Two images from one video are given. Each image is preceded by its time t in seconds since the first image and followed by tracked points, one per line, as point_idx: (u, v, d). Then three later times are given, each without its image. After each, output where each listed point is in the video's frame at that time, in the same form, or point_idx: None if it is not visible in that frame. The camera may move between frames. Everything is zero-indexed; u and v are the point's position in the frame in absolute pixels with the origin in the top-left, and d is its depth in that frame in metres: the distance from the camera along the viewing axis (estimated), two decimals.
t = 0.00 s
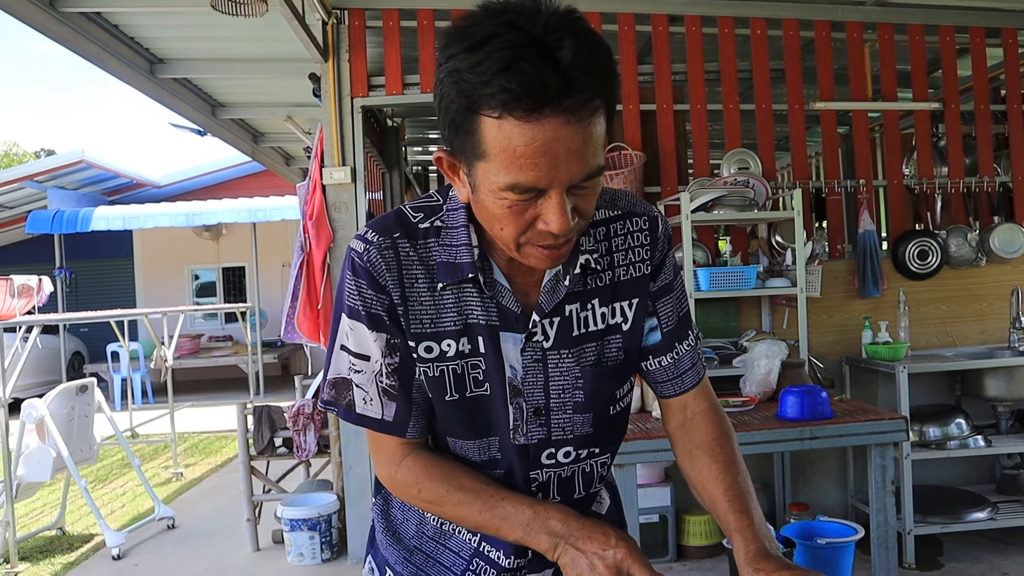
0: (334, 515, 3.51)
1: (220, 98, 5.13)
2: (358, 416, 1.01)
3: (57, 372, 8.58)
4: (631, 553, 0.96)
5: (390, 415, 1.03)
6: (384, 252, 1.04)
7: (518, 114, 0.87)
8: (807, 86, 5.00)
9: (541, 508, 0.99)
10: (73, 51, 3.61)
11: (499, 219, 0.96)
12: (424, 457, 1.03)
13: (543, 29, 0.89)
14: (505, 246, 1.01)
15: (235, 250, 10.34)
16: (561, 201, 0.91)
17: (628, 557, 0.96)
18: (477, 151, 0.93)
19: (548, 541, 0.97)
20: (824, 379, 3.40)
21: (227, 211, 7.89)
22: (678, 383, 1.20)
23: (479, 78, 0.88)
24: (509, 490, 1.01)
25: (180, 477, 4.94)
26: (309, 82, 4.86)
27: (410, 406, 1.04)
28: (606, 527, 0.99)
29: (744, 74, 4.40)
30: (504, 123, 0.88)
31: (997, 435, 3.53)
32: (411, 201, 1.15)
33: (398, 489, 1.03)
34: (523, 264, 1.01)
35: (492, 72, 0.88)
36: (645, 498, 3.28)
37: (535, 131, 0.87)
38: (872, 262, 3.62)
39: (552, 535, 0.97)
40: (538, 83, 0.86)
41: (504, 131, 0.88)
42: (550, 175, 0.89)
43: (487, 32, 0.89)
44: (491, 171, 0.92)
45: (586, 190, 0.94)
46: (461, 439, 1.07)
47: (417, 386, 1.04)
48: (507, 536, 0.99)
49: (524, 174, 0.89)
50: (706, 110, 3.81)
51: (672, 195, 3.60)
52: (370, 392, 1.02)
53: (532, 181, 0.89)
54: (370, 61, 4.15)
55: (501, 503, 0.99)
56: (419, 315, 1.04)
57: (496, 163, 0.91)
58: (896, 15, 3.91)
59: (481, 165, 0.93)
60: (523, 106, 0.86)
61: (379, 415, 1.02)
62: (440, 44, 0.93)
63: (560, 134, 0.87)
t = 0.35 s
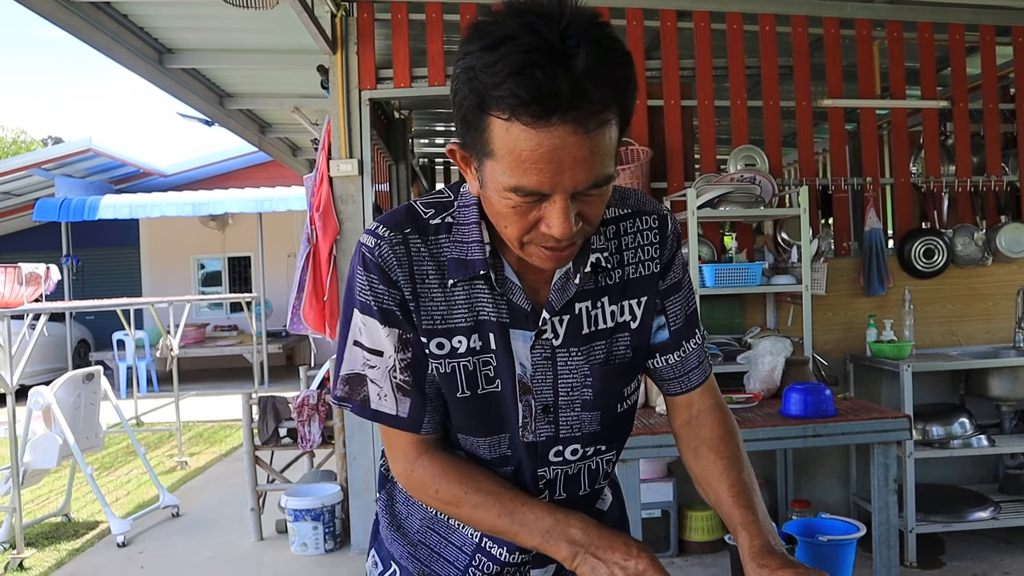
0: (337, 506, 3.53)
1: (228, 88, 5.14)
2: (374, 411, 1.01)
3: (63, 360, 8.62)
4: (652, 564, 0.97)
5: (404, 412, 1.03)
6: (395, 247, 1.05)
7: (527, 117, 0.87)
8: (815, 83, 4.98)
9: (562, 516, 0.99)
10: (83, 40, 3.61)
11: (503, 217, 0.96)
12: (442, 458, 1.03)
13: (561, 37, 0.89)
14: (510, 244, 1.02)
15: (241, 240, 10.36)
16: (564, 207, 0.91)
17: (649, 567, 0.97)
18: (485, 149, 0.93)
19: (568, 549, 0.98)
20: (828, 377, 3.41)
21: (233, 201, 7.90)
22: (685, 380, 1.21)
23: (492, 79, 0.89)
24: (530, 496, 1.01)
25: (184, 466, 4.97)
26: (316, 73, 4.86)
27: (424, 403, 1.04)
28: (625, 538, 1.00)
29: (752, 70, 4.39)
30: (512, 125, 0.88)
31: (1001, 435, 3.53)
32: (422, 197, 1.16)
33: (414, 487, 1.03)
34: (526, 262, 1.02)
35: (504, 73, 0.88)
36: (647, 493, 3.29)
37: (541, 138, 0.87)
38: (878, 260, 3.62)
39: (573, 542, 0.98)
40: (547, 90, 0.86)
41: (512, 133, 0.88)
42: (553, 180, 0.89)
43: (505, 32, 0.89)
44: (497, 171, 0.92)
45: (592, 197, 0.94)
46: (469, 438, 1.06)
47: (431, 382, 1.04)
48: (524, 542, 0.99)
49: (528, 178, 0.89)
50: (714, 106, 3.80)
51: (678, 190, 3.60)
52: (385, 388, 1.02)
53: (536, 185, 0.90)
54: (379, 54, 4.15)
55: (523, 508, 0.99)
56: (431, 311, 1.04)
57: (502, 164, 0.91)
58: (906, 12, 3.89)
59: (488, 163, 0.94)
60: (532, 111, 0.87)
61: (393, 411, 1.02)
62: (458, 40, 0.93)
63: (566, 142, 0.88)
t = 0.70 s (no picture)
0: (344, 502, 3.54)
1: (237, 85, 5.15)
2: (361, 394, 1.01)
3: (70, 355, 8.67)
4: (627, 552, 0.97)
5: (393, 394, 1.04)
6: (399, 231, 1.07)
7: (532, 104, 0.88)
8: (823, 82, 4.96)
9: (542, 501, 0.99)
10: (94, 37, 3.63)
11: (509, 206, 0.96)
12: (427, 438, 1.04)
13: (563, 25, 0.90)
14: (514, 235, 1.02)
15: (248, 236, 10.39)
16: (569, 193, 0.91)
17: (625, 557, 0.96)
18: (490, 139, 0.93)
19: (546, 533, 0.98)
20: (835, 377, 3.41)
21: (241, 198, 7.92)
22: (688, 380, 1.21)
23: (496, 67, 0.89)
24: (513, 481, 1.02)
25: (191, 461, 4.99)
26: (325, 71, 4.87)
27: (414, 385, 1.05)
28: (604, 527, 1.00)
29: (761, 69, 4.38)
30: (517, 113, 0.89)
31: (1008, 435, 3.52)
32: (430, 187, 1.17)
33: (401, 467, 1.05)
34: (530, 253, 1.02)
35: (508, 61, 0.89)
36: (653, 491, 3.30)
37: (546, 124, 0.88)
38: (886, 259, 3.61)
39: (550, 529, 0.98)
40: (550, 76, 0.87)
41: (517, 120, 0.89)
42: (559, 166, 0.89)
43: (508, 23, 0.90)
44: (502, 159, 0.93)
45: (596, 184, 0.94)
46: (466, 420, 1.09)
47: (421, 367, 1.05)
48: (506, 526, 0.99)
49: (533, 164, 0.90)
50: (722, 105, 3.80)
51: (686, 190, 3.60)
52: (375, 369, 1.02)
53: (541, 171, 0.90)
54: (387, 51, 4.15)
55: (504, 491, 1.00)
56: (429, 295, 1.06)
57: (507, 151, 0.91)
58: (915, 12, 3.88)
59: (494, 152, 0.94)
60: (537, 97, 0.87)
61: (382, 392, 1.03)
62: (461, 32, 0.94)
63: (570, 127, 0.88)
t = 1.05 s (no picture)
0: (348, 499, 3.55)
1: (242, 83, 5.16)
2: (349, 392, 1.03)
3: (77, 351, 8.71)
4: (581, 561, 0.95)
5: (379, 394, 1.05)
6: (406, 233, 1.06)
7: (556, 84, 0.88)
8: (829, 80, 4.95)
9: (501, 508, 0.99)
10: (101, 35, 3.64)
11: (531, 196, 0.96)
12: (405, 434, 1.06)
13: (581, 8, 0.93)
14: (532, 230, 1.01)
15: (253, 233, 10.41)
16: (593, 175, 0.91)
17: (579, 564, 0.95)
18: (512, 126, 0.93)
19: (504, 539, 0.98)
20: (840, 376, 3.40)
21: (247, 195, 7.94)
22: (689, 386, 1.22)
23: (518, 50, 0.90)
24: (479, 484, 1.02)
25: (196, 458, 5.01)
26: (330, 68, 4.87)
27: (401, 386, 1.05)
28: (557, 531, 0.98)
29: (767, 68, 4.37)
30: (541, 94, 0.89)
31: (1013, 436, 3.51)
32: (437, 186, 1.17)
33: (375, 457, 1.06)
34: (548, 247, 1.01)
35: (530, 45, 0.90)
36: (657, 489, 3.30)
37: (572, 102, 0.89)
38: (891, 259, 3.60)
39: (510, 532, 0.98)
40: (575, 53, 0.88)
41: (541, 101, 0.89)
42: (585, 146, 0.90)
43: (525, 10, 0.92)
44: (526, 145, 0.92)
45: (616, 168, 0.95)
46: (467, 414, 1.09)
47: (411, 369, 1.05)
48: (470, 524, 1.00)
49: (559, 145, 0.90)
50: (728, 103, 3.79)
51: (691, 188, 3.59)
52: (364, 369, 1.03)
53: (567, 152, 0.90)
54: (393, 49, 4.15)
55: (467, 493, 1.01)
56: (434, 296, 1.06)
57: (531, 135, 0.91)
58: (922, 11, 3.86)
59: (515, 139, 0.94)
60: (562, 75, 0.88)
61: (368, 392, 1.04)
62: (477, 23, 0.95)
63: (595, 105, 0.89)
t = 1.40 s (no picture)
0: (349, 498, 3.56)
1: (245, 82, 5.17)
2: (354, 397, 1.02)
3: (80, 350, 8.73)
4: (596, 534, 0.96)
5: (384, 399, 1.04)
6: (412, 238, 1.06)
7: (581, 95, 0.88)
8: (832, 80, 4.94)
9: (512, 492, 1.00)
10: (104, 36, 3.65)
11: (548, 204, 0.96)
12: (409, 435, 1.05)
13: (605, 18, 0.94)
14: (545, 237, 1.01)
15: (256, 233, 10.42)
16: (612, 186, 0.92)
17: (594, 537, 0.96)
18: (533, 134, 0.93)
19: (518, 524, 0.99)
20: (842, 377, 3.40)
21: (250, 194, 7.94)
22: (688, 389, 1.21)
23: (543, 59, 0.90)
24: (487, 474, 1.03)
25: (198, 457, 5.02)
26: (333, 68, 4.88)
27: (406, 391, 1.05)
28: (572, 509, 0.99)
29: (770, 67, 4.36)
30: (566, 104, 0.89)
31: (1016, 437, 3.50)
32: (441, 189, 1.16)
33: (378, 460, 1.06)
34: (561, 256, 1.01)
35: (556, 54, 0.90)
36: (658, 490, 3.30)
37: (597, 112, 0.89)
38: (893, 259, 3.59)
39: (524, 514, 0.99)
40: (601, 64, 0.88)
41: (565, 111, 0.89)
42: (607, 156, 0.90)
43: (549, 17, 0.92)
44: (546, 154, 0.92)
45: (633, 179, 0.95)
46: (471, 426, 1.09)
47: (416, 374, 1.05)
48: (480, 515, 1.01)
49: (582, 155, 0.90)
50: (730, 103, 3.78)
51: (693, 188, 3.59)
52: (370, 374, 1.03)
53: (590, 162, 0.90)
54: (395, 49, 4.16)
55: (475, 484, 1.01)
56: (440, 303, 1.05)
57: (553, 145, 0.91)
58: (926, 10, 3.85)
59: (534, 148, 0.94)
60: (588, 86, 0.88)
61: (373, 398, 1.04)
62: (499, 29, 0.95)
63: (620, 116, 0.89)
